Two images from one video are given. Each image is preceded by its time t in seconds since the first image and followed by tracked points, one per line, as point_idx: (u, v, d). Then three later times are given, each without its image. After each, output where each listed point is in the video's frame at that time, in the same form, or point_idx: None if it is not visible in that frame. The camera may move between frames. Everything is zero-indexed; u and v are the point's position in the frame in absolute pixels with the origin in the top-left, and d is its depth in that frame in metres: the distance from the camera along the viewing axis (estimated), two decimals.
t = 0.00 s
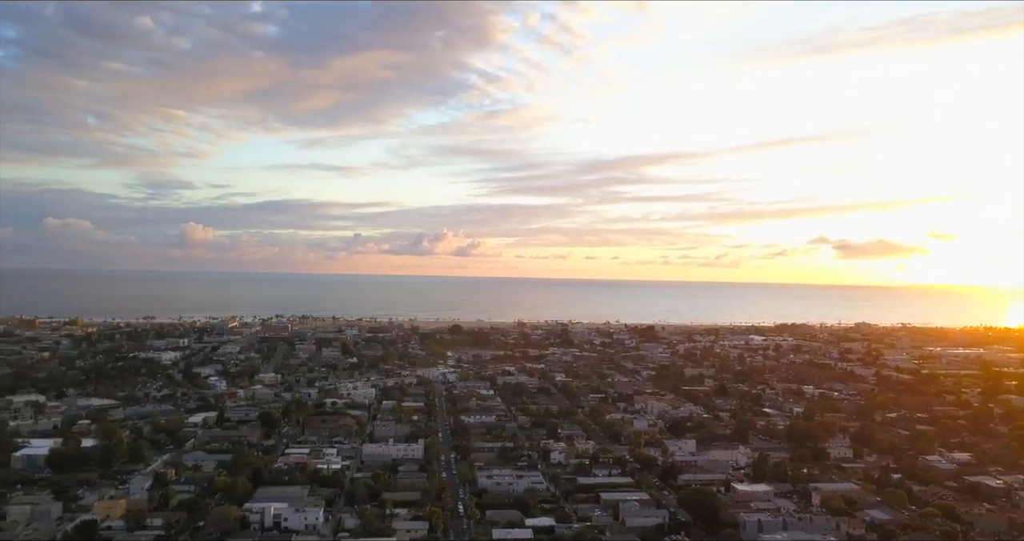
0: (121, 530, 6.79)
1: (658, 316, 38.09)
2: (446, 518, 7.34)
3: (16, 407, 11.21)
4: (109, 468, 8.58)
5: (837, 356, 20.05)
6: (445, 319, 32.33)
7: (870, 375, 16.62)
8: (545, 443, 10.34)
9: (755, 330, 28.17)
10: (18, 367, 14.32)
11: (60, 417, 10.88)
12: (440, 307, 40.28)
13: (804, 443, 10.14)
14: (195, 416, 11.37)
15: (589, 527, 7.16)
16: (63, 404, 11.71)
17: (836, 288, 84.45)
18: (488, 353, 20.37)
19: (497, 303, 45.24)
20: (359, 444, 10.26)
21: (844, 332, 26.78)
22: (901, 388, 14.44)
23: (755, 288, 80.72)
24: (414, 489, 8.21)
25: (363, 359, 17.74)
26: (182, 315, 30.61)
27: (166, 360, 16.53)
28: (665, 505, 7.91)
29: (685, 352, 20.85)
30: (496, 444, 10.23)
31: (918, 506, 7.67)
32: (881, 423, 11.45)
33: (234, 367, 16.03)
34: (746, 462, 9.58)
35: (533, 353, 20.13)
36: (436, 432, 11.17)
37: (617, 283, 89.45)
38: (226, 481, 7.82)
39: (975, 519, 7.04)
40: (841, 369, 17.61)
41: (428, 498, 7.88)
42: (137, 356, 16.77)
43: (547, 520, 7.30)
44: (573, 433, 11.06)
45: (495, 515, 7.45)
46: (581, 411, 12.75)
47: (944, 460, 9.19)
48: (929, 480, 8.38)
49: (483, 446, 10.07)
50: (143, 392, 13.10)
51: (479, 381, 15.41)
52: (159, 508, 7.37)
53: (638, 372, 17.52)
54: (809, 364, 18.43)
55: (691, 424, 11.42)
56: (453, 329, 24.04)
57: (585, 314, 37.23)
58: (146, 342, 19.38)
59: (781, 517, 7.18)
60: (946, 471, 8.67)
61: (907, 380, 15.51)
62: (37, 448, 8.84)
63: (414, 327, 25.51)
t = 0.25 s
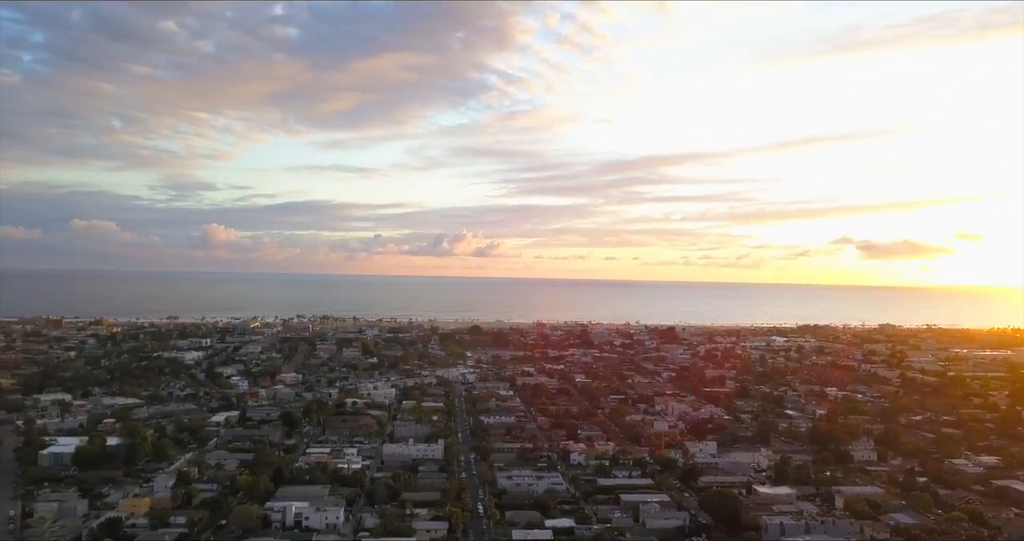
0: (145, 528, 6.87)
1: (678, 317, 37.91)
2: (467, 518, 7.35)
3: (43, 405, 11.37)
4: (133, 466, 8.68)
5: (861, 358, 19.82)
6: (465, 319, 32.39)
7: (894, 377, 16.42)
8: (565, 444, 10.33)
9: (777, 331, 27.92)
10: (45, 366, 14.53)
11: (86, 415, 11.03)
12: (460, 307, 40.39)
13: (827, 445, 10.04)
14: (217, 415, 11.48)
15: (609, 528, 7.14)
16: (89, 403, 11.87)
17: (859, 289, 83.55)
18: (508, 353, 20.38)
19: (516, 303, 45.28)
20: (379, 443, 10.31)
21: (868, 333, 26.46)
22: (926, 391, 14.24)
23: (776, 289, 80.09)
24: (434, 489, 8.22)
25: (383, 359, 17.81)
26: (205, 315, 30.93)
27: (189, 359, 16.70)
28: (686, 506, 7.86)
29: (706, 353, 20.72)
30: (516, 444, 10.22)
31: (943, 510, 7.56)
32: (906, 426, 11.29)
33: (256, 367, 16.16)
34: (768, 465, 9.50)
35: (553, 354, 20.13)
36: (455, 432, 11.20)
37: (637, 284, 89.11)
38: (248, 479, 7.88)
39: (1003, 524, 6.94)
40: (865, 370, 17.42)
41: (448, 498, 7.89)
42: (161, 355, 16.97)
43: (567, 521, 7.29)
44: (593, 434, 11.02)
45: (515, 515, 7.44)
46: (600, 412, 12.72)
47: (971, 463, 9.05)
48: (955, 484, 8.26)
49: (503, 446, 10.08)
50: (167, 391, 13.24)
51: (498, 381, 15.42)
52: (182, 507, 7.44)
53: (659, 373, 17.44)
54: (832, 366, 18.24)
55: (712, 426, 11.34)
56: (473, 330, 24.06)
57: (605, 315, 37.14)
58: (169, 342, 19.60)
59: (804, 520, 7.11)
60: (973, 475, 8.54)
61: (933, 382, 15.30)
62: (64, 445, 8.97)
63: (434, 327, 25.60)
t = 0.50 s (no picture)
0: (169, 525, 6.94)
1: (699, 317, 37.65)
2: (486, 519, 7.35)
3: (70, 403, 11.54)
4: (157, 465, 8.78)
5: (886, 360, 19.57)
6: (484, 320, 32.43)
7: (919, 379, 16.19)
8: (585, 445, 10.30)
9: (800, 332, 27.64)
10: (71, 366, 14.74)
11: (111, 414, 11.18)
12: (479, 308, 40.44)
13: (850, 448, 9.92)
14: (239, 414, 11.58)
15: (630, 530, 7.10)
16: (114, 402, 12.02)
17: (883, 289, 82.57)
18: (527, 354, 20.36)
19: (536, 304, 45.24)
20: (399, 443, 10.35)
21: (893, 334, 26.11)
22: (953, 393, 14.03)
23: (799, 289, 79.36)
24: (454, 489, 8.23)
25: (404, 359, 17.86)
26: (228, 316, 31.23)
27: (212, 359, 16.85)
28: (707, 509, 7.80)
29: (727, 354, 20.57)
30: (535, 445, 10.21)
31: (970, 514, 7.45)
32: (931, 429, 11.13)
33: (277, 367, 16.28)
34: (790, 467, 9.40)
35: (573, 355, 20.09)
36: (475, 432, 11.21)
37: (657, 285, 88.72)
38: (269, 478, 7.95)
39: None
40: (890, 372, 17.19)
41: (467, 499, 7.90)
42: (185, 355, 17.14)
43: (587, 523, 7.26)
44: (613, 436, 10.98)
45: (534, 516, 7.43)
46: (621, 413, 12.67)
47: (999, 467, 8.90)
48: (983, 488, 8.13)
49: (523, 447, 10.08)
50: (190, 391, 13.38)
51: (518, 382, 15.40)
52: (205, 505, 7.51)
53: (679, 374, 17.34)
54: (856, 367, 18.02)
55: (733, 428, 11.26)
56: (492, 330, 24.06)
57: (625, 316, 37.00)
58: (192, 342, 19.80)
59: (827, 524, 7.03)
60: (1000, 479, 8.40)
61: (959, 384, 15.06)
62: (89, 444, 9.09)
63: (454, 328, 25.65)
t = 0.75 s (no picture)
0: (190, 524, 7.00)
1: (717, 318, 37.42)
2: (504, 519, 7.35)
3: (93, 402, 11.67)
4: (178, 463, 8.87)
5: (908, 361, 19.34)
6: (502, 320, 32.43)
7: (943, 381, 15.99)
8: (603, 446, 10.27)
9: (820, 333, 27.38)
10: (94, 365, 14.90)
11: (133, 413, 11.30)
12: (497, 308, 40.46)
13: (872, 451, 9.82)
14: (259, 414, 11.66)
15: (648, 532, 7.07)
16: (136, 401, 12.16)
17: (905, 290, 81.66)
18: (545, 354, 20.33)
19: (554, 304, 45.19)
20: (418, 443, 10.37)
21: (916, 336, 25.79)
22: (977, 395, 13.84)
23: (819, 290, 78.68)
24: (472, 489, 8.24)
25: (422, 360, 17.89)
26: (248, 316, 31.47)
27: (232, 359, 16.98)
28: (726, 511, 7.75)
29: (747, 355, 20.43)
30: (553, 446, 10.20)
31: (995, 518, 7.34)
32: (955, 431, 10.99)
33: (296, 367, 16.38)
34: (811, 469, 9.32)
35: (591, 355, 20.04)
36: (493, 433, 11.21)
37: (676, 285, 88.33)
38: (289, 477, 7.99)
39: None
40: (913, 374, 16.98)
41: (485, 499, 7.90)
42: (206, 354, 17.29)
43: (605, 524, 7.24)
44: (631, 437, 10.93)
45: (552, 517, 7.42)
46: (639, 414, 12.61)
47: None
48: (1008, 491, 8.01)
49: (541, 448, 10.06)
50: (211, 390, 13.50)
51: (536, 382, 15.38)
52: (225, 503, 7.58)
53: (698, 375, 17.24)
54: (878, 369, 17.82)
55: (753, 429, 11.18)
56: (510, 331, 24.07)
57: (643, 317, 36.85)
58: (213, 342, 19.97)
59: (848, 527, 6.96)
60: None
61: (983, 386, 14.85)
62: (112, 442, 9.19)
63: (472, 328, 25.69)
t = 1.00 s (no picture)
0: (210, 522, 7.06)
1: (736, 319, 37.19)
2: (522, 520, 7.35)
3: (115, 402, 11.80)
4: (199, 462, 8.95)
5: (931, 363, 19.10)
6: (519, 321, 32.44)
7: (966, 383, 15.78)
8: (621, 447, 10.23)
9: (841, 335, 27.11)
10: (116, 364, 15.08)
11: (154, 412, 11.41)
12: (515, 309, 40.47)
13: (894, 453, 9.70)
14: (278, 414, 11.73)
15: (667, 534, 7.03)
16: (158, 401, 12.28)
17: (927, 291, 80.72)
18: (563, 355, 20.30)
19: (572, 305, 45.15)
20: (435, 443, 10.39)
21: (939, 337, 25.46)
22: (1002, 397, 13.64)
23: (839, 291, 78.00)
24: (489, 490, 8.24)
25: (439, 360, 17.93)
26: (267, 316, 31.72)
27: (252, 359, 17.12)
28: (745, 513, 7.69)
29: (766, 357, 20.28)
30: (571, 447, 10.18)
31: (1020, 522, 7.23)
32: (979, 434, 10.84)
33: (315, 367, 16.47)
34: (832, 472, 9.23)
35: (609, 356, 19.99)
36: (511, 433, 11.21)
37: (694, 286, 87.89)
38: (308, 476, 8.04)
39: None
40: (935, 376, 16.78)
41: (503, 499, 7.90)
42: (226, 354, 17.44)
43: (623, 525, 7.21)
44: (650, 438, 10.89)
45: (570, 518, 7.40)
46: (657, 416, 12.56)
47: None
48: None
49: (558, 449, 10.05)
50: (231, 390, 13.61)
51: (554, 383, 15.35)
52: (245, 502, 7.63)
53: (717, 376, 17.13)
54: (900, 371, 17.61)
55: (772, 431, 11.09)
56: (528, 331, 24.06)
57: (661, 317, 36.69)
58: (233, 342, 20.13)
59: (870, 531, 6.88)
60: None
61: (1008, 388, 14.63)
62: (134, 441, 9.28)
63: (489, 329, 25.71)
